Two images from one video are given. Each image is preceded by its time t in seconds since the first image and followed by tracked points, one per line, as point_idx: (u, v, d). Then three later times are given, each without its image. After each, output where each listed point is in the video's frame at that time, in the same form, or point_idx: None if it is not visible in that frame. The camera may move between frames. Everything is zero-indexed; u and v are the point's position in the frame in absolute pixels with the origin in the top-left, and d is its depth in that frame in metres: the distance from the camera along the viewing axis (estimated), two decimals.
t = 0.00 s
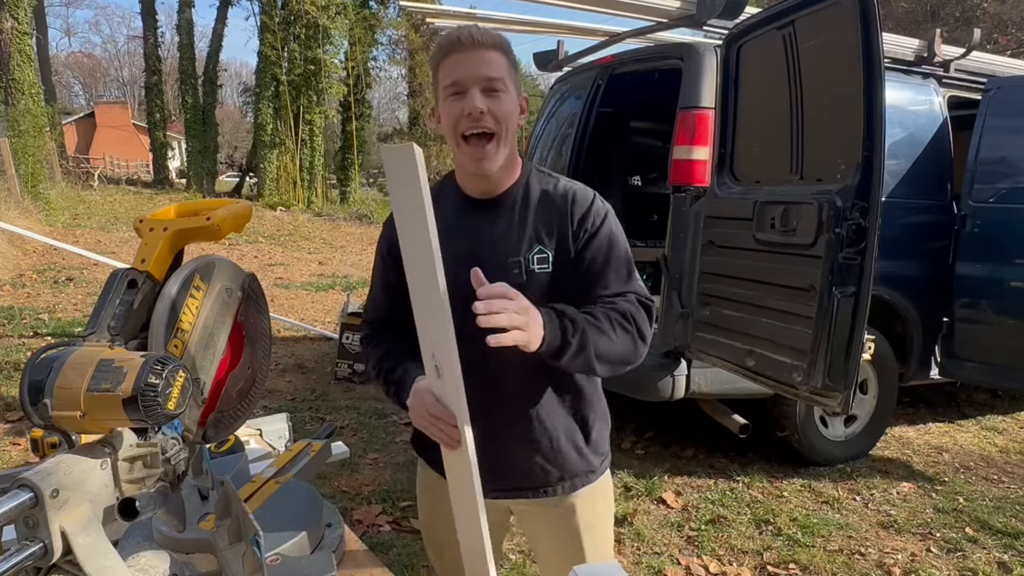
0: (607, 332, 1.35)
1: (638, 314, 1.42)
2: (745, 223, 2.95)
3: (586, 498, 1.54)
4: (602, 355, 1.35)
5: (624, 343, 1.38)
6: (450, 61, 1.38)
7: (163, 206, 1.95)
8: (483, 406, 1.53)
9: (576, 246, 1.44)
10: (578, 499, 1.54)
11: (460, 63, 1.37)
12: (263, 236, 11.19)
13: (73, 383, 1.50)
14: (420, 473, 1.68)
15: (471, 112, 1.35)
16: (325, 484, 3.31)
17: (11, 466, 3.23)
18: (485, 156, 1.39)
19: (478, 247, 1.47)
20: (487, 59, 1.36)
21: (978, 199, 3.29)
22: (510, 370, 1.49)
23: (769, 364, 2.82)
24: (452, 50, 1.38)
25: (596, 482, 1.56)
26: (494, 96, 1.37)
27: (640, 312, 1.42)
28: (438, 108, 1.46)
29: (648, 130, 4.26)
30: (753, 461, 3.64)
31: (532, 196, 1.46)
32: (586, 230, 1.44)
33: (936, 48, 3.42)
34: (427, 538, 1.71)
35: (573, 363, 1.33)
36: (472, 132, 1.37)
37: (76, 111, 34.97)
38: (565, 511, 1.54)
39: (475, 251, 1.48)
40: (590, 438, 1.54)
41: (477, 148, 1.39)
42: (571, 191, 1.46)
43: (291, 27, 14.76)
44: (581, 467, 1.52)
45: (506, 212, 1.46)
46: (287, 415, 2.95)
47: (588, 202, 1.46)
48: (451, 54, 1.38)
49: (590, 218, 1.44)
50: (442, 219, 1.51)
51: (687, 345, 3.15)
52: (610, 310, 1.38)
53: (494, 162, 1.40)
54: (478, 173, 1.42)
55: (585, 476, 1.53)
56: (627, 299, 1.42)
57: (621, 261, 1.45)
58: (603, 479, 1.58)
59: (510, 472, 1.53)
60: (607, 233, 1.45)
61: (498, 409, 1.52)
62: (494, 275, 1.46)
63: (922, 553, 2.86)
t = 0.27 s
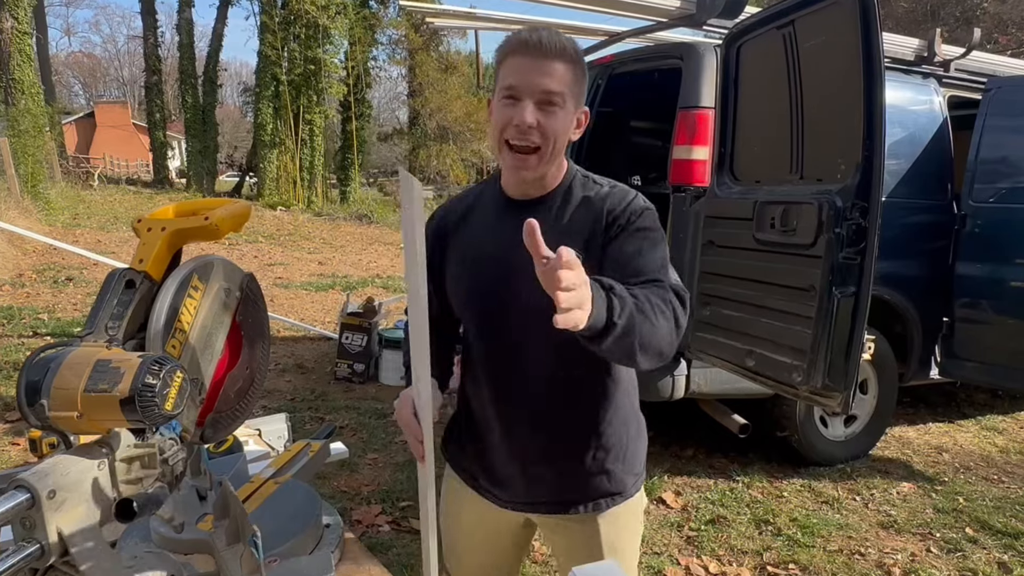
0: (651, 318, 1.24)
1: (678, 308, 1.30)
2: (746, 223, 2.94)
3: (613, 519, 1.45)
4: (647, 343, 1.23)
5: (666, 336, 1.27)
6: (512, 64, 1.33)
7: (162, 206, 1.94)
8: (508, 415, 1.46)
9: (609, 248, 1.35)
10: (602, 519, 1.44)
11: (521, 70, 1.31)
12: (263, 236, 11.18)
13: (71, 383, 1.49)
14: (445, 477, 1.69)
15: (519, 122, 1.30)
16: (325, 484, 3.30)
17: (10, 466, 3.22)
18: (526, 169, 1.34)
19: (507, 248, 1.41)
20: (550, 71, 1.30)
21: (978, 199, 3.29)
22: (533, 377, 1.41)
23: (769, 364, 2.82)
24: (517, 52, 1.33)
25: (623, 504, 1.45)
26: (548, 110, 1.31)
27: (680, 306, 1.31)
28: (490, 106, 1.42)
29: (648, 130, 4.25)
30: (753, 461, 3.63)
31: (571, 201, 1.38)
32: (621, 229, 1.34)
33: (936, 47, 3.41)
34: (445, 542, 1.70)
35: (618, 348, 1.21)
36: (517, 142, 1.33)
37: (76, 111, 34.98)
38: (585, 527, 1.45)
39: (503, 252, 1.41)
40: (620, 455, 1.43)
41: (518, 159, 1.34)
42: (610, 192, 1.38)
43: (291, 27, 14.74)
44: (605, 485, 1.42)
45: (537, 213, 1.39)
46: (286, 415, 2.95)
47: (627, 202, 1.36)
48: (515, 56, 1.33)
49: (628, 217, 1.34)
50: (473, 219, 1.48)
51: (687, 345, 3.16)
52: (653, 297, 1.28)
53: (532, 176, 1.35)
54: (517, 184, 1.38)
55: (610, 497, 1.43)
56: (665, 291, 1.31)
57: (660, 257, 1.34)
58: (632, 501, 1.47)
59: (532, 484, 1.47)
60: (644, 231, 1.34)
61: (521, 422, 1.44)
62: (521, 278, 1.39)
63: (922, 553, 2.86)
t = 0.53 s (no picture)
0: (629, 358, 1.15)
1: (673, 355, 1.19)
2: (745, 223, 2.94)
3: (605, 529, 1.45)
4: (614, 380, 1.13)
5: (646, 380, 1.16)
6: (542, 61, 1.30)
7: (159, 206, 1.93)
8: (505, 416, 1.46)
9: (623, 269, 1.32)
10: (595, 529, 1.44)
11: (549, 72, 1.28)
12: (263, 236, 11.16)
13: (66, 384, 1.49)
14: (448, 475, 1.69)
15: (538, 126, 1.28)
16: (324, 484, 3.30)
17: (9, 466, 3.22)
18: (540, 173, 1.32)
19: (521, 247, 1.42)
20: (578, 78, 1.26)
21: (978, 199, 3.28)
22: (531, 382, 1.41)
23: (768, 365, 2.81)
24: (548, 50, 1.29)
25: (618, 516, 1.45)
26: (568, 116, 1.27)
27: (675, 353, 1.19)
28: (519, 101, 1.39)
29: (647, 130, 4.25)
30: (752, 461, 3.63)
31: (595, 212, 1.37)
32: (639, 255, 1.30)
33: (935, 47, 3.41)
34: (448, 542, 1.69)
35: (579, 379, 1.12)
36: (532, 144, 1.30)
37: (76, 111, 34.98)
38: (579, 534, 1.45)
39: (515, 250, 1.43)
40: (614, 471, 1.42)
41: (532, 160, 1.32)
42: (636, 215, 1.35)
43: (291, 27, 14.71)
44: (592, 500, 1.42)
45: (557, 220, 1.40)
46: (285, 415, 2.94)
47: (653, 229, 1.33)
48: (546, 54, 1.29)
49: (650, 244, 1.30)
50: (497, 214, 1.52)
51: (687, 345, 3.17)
52: (639, 337, 1.18)
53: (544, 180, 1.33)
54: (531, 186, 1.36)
55: (600, 510, 1.43)
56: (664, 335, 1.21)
57: (673, 294, 1.26)
58: (630, 510, 1.47)
59: (521, 488, 1.48)
60: (662, 263, 1.28)
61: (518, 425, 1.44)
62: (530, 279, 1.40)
63: (921, 553, 2.85)
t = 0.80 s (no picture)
0: (597, 396, 1.18)
1: (646, 386, 1.22)
2: (745, 223, 2.94)
3: (581, 523, 1.51)
4: (583, 418, 1.18)
5: (614, 414, 1.20)
6: (549, 71, 1.30)
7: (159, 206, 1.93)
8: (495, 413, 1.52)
9: (609, 288, 1.35)
10: (571, 526, 1.51)
11: (553, 84, 1.28)
12: (263, 236, 11.15)
13: (65, 385, 1.49)
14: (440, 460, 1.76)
15: (539, 140, 1.30)
16: (324, 484, 3.30)
17: (8, 466, 3.21)
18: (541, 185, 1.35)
19: (514, 253, 1.46)
20: (582, 94, 1.27)
21: (978, 199, 3.28)
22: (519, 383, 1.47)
23: (769, 365, 2.81)
24: (556, 61, 1.29)
25: (593, 515, 1.50)
26: (570, 132, 1.29)
27: (648, 386, 1.22)
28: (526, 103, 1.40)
29: (647, 130, 4.25)
30: (751, 462, 3.63)
31: (588, 226, 1.40)
32: (627, 276, 1.32)
33: (936, 47, 3.40)
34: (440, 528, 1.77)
35: (548, 420, 1.17)
36: (533, 156, 1.32)
37: (77, 111, 34.98)
38: (556, 528, 1.52)
39: (508, 256, 1.47)
40: (588, 471, 1.47)
41: (533, 171, 1.35)
42: (629, 232, 1.37)
43: (291, 27, 14.74)
44: (569, 499, 1.48)
45: (548, 228, 1.43)
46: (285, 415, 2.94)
47: (644, 249, 1.34)
48: (553, 66, 1.29)
49: (639, 265, 1.32)
50: (494, 210, 1.57)
51: (687, 346, 3.14)
52: (611, 372, 1.21)
53: (544, 190, 1.36)
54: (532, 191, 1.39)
55: (579, 508, 1.48)
56: (641, 365, 1.23)
57: (657, 319, 1.28)
58: (608, 509, 1.53)
59: (502, 478, 1.55)
60: (650, 287, 1.29)
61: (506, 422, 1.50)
62: (520, 286, 1.44)
63: (921, 554, 2.85)
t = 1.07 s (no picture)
0: (578, 418, 1.18)
1: (628, 405, 1.22)
2: (746, 223, 2.94)
3: (573, 522, 1.51)
4: (563, 440, 1.18)
5: (595, 434, 1.20)
6: (554, 71, 1.29)
7: (160, 206, 1.93)
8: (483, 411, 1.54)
9: (593, 299, 1.35)
10: (562, 523, 1.51)
11: (558, 85, 1.28)
12: (263, 236, 11.16)
13: (66, 385, 1.49)
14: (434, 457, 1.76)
15: (542, 142, 1.29)
16: (324, 484, 3.30)
17: (9, 466, 3.22)
18: (537, 189, 1.34)
19: (499, 259, 1.47)
20: (588, 97, 1.27)
21: (979, 199, 3.28)
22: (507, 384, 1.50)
23: (769, 366, 2.81)
24: (563, 62, 1.28)
25: (584, 512, 1.51)
26: (573, 135, 1.29)
27: (629, 405, 1.22)
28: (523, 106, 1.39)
29: (647, 130, 4.25)
30: (752, 462, 3.63)
31: (572, 235, 1.39)
32: (611, 290, 1.32)
33: (937, 47, 3.40)
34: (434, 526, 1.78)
35: (527, 446, 1.17)
36: (534, 159, 1.31)
37: (77, 111, 35.00)
38: (548, 524, 1.52)
39: (494, 262, 1.48)
40: (577, 469, 1.47)
41: (531, 175, 1.34)
42: (614, 243, 1.36)
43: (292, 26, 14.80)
44: (558, 496, 1.48)
45: (532, 234, 1.44)
46: (285, 415, 2.94)
47: (628, 261, 1.33)
48: (559, 67, 1.28)
49: (623, 279, 1.32)
50: (481, 210, 1.57)
51: (688, 346, 3.13)
52: (592, 394, 1.20)
53: (543, 193, 1.35)
54: (528, 196, 1.38)
55: (569, 507, 1.49)
56: (623, 383, 1.22)
57: (641, 333, 1.27)
58: (599, 506, 1.53)
59: (493, 473, 1.56)
60: (633, 303, 1.29)
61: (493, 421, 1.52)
62: (505, 292, 1.44)
63: (922, 554, 2.85)
